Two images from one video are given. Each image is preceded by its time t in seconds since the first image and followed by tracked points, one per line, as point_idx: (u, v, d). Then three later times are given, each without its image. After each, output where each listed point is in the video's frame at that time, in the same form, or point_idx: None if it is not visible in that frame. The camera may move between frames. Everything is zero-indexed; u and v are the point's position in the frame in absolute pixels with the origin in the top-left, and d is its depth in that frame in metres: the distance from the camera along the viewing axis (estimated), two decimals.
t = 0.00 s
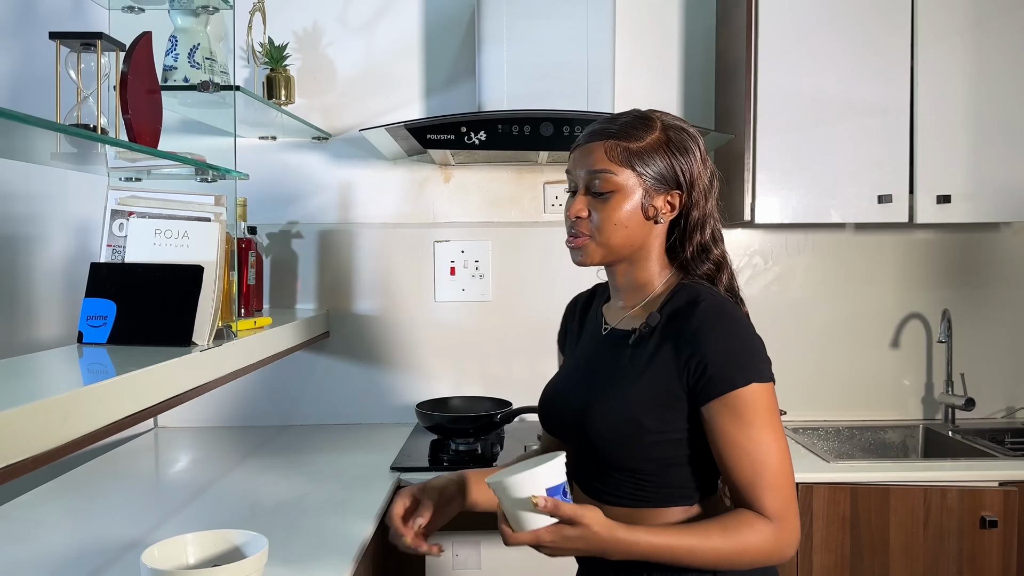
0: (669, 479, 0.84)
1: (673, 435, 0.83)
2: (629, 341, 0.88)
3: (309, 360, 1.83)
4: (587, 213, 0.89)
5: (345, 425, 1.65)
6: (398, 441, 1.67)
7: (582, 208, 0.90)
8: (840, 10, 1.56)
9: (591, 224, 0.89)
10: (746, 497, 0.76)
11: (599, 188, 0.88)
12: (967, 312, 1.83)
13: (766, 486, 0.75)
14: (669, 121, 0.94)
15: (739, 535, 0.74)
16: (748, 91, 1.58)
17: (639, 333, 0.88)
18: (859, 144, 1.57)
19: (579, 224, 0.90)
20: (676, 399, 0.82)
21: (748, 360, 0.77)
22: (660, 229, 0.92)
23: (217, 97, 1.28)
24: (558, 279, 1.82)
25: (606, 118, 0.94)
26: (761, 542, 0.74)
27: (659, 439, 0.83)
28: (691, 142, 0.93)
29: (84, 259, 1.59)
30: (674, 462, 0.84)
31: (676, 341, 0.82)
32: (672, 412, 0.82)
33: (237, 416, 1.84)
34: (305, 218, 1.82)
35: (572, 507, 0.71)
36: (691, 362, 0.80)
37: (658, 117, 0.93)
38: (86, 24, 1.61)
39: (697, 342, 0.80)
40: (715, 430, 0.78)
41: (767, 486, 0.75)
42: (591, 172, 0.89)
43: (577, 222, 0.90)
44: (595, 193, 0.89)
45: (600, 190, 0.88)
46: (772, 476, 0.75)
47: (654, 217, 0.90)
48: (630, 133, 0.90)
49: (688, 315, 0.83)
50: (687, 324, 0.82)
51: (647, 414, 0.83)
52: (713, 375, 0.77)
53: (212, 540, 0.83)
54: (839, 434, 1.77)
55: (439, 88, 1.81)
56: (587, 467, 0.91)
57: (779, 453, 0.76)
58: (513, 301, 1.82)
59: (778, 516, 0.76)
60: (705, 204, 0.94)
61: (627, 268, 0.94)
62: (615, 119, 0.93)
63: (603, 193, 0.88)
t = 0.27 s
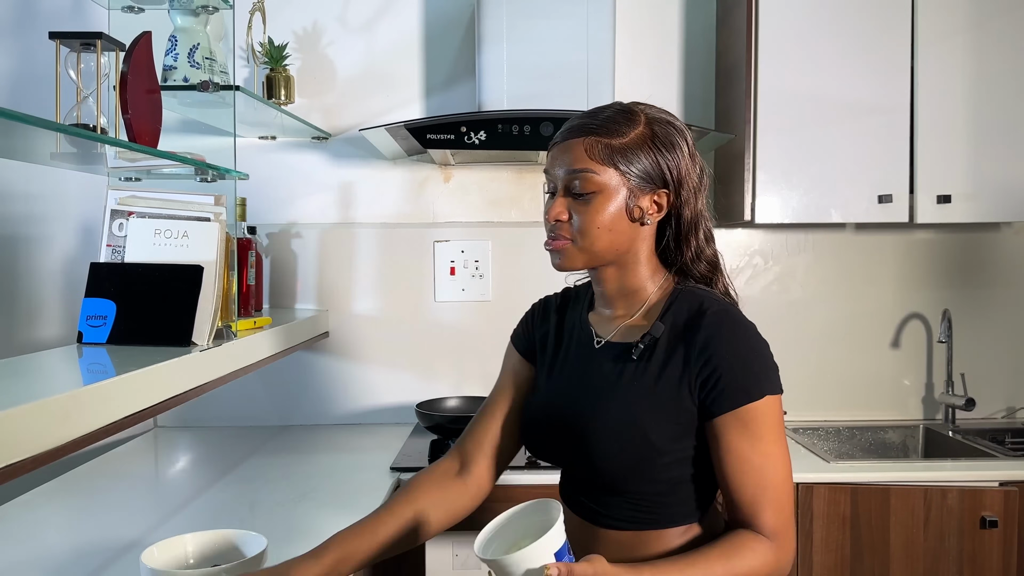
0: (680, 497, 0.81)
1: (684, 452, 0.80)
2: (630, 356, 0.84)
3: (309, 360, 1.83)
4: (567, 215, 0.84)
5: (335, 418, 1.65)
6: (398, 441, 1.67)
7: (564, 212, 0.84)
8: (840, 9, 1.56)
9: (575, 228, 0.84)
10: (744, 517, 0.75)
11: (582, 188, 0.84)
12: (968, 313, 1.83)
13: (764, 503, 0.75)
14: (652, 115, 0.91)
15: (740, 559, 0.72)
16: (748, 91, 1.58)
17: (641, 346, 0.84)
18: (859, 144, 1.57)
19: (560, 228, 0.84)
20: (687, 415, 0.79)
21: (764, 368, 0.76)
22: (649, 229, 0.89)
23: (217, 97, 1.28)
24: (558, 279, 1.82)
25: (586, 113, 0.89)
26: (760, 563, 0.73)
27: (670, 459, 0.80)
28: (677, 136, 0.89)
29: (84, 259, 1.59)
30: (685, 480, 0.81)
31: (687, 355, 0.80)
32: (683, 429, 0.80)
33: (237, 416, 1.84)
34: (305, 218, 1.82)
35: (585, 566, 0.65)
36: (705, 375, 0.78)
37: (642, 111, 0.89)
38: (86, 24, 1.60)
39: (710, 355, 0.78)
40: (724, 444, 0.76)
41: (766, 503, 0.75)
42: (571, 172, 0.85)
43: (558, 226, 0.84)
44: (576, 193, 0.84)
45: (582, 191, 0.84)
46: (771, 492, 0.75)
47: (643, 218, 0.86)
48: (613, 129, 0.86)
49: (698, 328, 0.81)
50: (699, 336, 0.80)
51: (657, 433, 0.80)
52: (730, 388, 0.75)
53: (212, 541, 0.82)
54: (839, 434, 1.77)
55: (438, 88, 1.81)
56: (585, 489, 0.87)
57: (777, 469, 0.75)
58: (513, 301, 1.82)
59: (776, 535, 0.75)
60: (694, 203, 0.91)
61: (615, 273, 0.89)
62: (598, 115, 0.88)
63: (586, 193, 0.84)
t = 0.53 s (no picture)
0: (672, 503, 0.81)
1: (674, 457, 0.80)
2: (617, 361, 0.83)
3: (309, 360, 1.83)
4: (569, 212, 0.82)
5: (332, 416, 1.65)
6: (398, 441, 1.67)
7: (566, 208, 0.82)
8: (840, 9, 1.56)
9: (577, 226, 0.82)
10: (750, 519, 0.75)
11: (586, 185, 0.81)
12: (968, 313, 1.83)
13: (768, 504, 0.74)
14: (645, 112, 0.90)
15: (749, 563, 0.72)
16: (748, 91, 1.58)
17: (629, 351, 0.83)
18: (859, 144, 1.57)
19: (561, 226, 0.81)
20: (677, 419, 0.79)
21: (757, 371, 0.76)
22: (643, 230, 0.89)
23: (217, 97, 1.28)
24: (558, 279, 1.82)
25: (579, 108, 0.87)
26: (771, 565, 0.72)
27: (660, 465, 0.80)
28: (675, 138, 0.90)
29: (84, 259, 1.59)
30: (677, 486, 0.81)
31: (677, 359, 0.79)
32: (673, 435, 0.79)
33: (237, 417, 1.84)
34: (305, 217, 1.82)
35: None
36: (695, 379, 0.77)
37: (641, 109, 0.89)
38: (86, 24, 1.60)
39: (701, 359, 0.77)
40: (720, 449, 0.76)
41: (771, 503, 0.74)
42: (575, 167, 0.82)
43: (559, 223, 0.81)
44: (579, 190, 0.82)
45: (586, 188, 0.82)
46: (773, 494, 0.74)
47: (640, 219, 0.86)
48: (619, 127, 0.84)
49: (688, 333, 0.80)
50: (689, 340, 0.79)
51: (646, 440, 0.79)
52: (722, 392, 0.75)
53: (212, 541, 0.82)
54: (839, 434, 1.77)
55: (438, 88, 1.81)
56: (575, 495, 0.86)
57: (777, 470, 0.75)
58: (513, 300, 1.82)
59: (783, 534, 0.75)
60: (685, 204, 0.91)
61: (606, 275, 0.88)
62: (592, 110, 0.86)
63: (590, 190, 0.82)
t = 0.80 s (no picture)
0: (668, 506, 0.81)
1: (674, 460, 0.80)
2: (619, 360, 0.83)
3: (309, 360, 1.83)
4: (601, 204, 0.82)
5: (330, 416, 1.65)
6: (398, 441, 1.67)
7: (598, 200, 0.82)
8: (841, 9, 1.56)
9: (606, 218, 0.82)
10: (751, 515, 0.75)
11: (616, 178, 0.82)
12: (968, 313, 1.82)
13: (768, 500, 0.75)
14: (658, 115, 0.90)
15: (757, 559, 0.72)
16: (748, 91, 1.58)
17: (632, 352, 0.83)
18: (859, 144, 1.57)
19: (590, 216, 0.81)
20: (679, 421, 0.79)
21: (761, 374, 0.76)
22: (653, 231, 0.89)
23: (217, 97, 1.28)
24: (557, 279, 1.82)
25: (597, 105, 0.87)
26: (776, 564, 0.72)
27: (660, 467, 0.79)
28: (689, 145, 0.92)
29: (84, 259, 1.59)
30: (674, 489, 0.81)
31: (680, 361, 0.79)
32: (674, 437, 0.79)
33: (237, 417, 1.84)
34: (305, 217, 1.81)
35: None
36: (699, 381, 0.77)
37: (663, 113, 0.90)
38: (86, 24, 1.60)
39: (705, 361, 0.77)
40: (723, 448, 0.76)
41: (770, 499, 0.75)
42: (607, 160, 0.83)
43: (588, 213, 0.81)
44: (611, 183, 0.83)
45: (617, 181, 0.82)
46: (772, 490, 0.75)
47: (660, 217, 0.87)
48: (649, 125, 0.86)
49: (693, 335, 0.80)
50: (692, 341, 0.79)
51: (646, 441, 0.79)
52: (726, 394, 0.75)
53: (211, 540, 0.82)
54: (839, 434, 1.77)
55: (438, 88, 1.80)
56: (573, 496, 0.86)
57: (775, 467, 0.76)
58: (513, 300, 1.82)
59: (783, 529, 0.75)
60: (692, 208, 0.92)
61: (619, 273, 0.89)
62: (613, 106, 0.86)
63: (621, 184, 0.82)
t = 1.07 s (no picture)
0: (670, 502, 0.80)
1: (676, 453, 0.80)
2: (620, 353, 0.83)
3: (309, 360, 1.83)
4: (599, 195, 0.81)
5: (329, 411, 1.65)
6: (398, 441, 1.67)
7: (596, 191, 0.81)
8: (841, 9, 1.56)
9: (603, 210, 0.82)
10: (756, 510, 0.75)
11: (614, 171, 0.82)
12: (968, 313, 1.82)
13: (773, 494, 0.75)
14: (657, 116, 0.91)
15: (764, 554, 0.71)
16: (748, 91, 1.58)
17: (633, 345, 0.83)
18: (859, 144, 1.57)
19: (588, 207, 0.81)
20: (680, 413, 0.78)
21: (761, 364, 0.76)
22: (650, 227, 0.89)
23: (217, 97, 1.28)
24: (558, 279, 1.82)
25: (598, 102, 0.88)
26: (783, 557, 0.72)
27: (662, 461, 0.79)
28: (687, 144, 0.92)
29: (84, 259, 1.59)
30: (677, 484, 0.80)
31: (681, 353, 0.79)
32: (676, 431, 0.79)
33: (237, 417, 1.84)
34: (305, 217, 1.81)
35: None
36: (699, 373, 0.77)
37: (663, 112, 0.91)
38: (86, 24, 1.60)
39: (706, 352, 0.77)
40: (725, 440, 0.76)
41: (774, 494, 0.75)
42: (606, 153, 0.83)
43: (586, 204, 0.81)
44: (609, 176, 0.82)
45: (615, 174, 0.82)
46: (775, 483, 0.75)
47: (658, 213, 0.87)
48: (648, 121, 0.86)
49: (694, 328, 0.80)
50: (693, 334, 0.79)
51: (649, 434, 0.79)
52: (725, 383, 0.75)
53: (211, 541, 0.82)
54: (839, 434, 1.77)
55: (438, 88, 1.80)
56: (576, 492, 0.86)
57: (778, 460, 0.76)
58: (513, 300, 1.82)
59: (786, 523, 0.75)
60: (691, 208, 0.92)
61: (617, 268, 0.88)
62: (613, 103, 0.86)
63: (619, 177, 0.82)
